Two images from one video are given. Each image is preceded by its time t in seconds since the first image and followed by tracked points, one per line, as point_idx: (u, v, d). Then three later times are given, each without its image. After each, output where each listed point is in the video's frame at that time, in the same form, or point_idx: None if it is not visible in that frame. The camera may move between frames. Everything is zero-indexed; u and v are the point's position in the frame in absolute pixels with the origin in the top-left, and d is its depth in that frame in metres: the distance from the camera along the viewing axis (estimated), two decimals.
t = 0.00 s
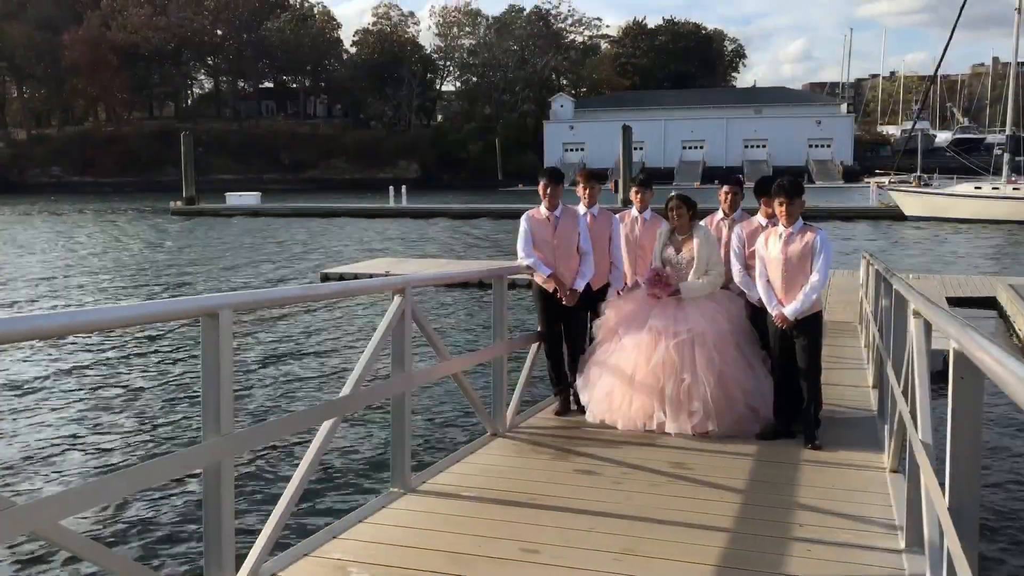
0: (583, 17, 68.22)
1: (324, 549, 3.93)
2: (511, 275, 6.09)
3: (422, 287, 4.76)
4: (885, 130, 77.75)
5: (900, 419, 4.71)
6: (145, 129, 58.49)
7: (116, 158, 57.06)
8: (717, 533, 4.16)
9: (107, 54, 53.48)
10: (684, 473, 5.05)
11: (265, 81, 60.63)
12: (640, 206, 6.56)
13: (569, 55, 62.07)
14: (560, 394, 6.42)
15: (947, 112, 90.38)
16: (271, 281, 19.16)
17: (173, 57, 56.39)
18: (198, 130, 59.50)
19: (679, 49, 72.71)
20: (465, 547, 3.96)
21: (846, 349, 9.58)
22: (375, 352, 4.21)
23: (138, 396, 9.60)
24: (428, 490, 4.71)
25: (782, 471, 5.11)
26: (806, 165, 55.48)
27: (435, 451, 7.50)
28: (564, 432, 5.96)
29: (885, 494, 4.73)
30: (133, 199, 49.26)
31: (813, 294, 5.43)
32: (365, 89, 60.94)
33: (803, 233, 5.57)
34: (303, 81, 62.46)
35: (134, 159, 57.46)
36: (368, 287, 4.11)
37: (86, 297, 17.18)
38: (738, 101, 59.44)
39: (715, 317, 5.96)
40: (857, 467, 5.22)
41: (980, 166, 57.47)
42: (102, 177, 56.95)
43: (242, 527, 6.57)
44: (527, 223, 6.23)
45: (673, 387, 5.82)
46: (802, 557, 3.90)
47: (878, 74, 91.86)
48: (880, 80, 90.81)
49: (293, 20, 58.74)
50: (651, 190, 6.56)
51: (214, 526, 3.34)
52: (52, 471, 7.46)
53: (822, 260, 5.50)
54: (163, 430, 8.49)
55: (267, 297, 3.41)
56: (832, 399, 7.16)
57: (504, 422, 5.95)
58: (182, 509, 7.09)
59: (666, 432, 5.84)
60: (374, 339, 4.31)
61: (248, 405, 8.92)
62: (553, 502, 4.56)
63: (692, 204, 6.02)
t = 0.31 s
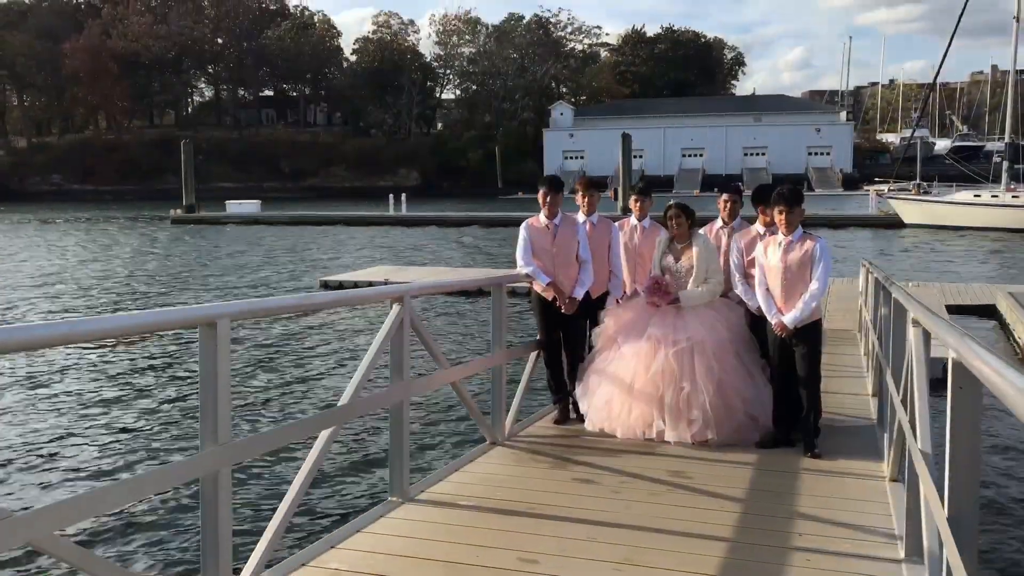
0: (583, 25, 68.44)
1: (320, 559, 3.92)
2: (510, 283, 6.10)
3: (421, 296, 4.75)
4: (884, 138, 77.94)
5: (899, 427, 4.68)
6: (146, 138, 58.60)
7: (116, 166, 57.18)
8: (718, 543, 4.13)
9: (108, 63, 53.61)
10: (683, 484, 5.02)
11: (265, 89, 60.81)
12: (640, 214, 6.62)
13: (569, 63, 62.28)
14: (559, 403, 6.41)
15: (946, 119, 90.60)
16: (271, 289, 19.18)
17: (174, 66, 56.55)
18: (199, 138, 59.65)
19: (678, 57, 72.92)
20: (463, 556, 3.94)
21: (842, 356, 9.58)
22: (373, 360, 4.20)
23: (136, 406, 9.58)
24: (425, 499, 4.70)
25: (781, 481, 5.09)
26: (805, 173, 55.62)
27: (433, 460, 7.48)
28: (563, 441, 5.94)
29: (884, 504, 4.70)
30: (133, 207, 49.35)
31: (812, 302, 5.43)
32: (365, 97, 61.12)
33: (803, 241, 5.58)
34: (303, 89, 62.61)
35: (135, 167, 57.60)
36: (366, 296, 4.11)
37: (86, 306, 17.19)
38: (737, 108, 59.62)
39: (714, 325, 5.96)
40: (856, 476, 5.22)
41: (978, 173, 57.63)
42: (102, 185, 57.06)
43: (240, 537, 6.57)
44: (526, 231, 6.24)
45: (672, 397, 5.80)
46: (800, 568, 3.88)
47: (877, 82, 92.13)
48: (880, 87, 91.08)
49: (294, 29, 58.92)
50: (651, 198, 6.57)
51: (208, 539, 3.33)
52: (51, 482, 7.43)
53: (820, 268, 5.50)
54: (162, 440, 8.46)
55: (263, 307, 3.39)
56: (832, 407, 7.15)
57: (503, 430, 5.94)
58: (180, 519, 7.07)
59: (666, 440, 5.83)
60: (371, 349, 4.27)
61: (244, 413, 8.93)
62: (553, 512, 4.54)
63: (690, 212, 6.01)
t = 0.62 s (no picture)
0: (581, 34, 68.60)
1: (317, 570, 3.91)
2: (509, 292, 6.09)
3: (419, 305, 4.74)
4: (883, 146, 78.11)
5: (899, 437, 4.67)
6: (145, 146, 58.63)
7: (116, 175, 57.20)
8: (716, 554, 4.11)
9: (108, 71, 53.68)
10: (682, 494, 5.01)
11: (265, 97, 60.91)
12: (638, 224, 6.63)
13: (568, 72, 62.39)
14: (558, 413, 6.39)
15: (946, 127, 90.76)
16: (270, 298, 19.17)
17: (173, 75, 56.63)
18: (198, 146, 59.70)
19: (677, 66, 73.07)
20: (460, 568, 3.93)
21: (841, 367, 9.56)
22: (370, 370, 4.19)
23: (133, 416, 9.57)
24: (422, 509, 4.69)
25: (782, 492, 5.07)
26: (804, 181, 55.68)
27: (428, 470, 7.46)
28: (562, 450, 5.93)
29: (884, 514, 4.68)
30: (133, 216, 49.38)
31: (811, 312, 5.42)
32: (365, 106, 61.21)
33: (802, 250, 5.57)
34: (303, 97, 62.69)
35: (134, 176, 57.63)
36: (364, 304, 4.09)
37: (84, 315, 17.17)
38: (736, 117, 59.71)
39: (713, 334, 5.95)
40: (857, 486, 5.20)
41: (977, 181, 57.69)
42: (102, 194, 57.09)
43: (237, 550, 6.55)
44: (525, 239, 6.22)
45: (670, 406, 5.79)
46: None
47: (876, 90, 92.32)
48: (879, 96, 91.29)
49: (294, 38, 58.98)
50: (649, 207, 6.58)
51: (204, 548, 3.32)
52: (43, 495, 7.40)
53: (820, 278, 5.50)
54: (156, 451, 8.43)
55: (260, 318, 3.38)
56: (832, 416, 7.13)
57: (502, 440, 5.92)
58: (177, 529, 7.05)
59: (665, 450, 5.82)
60: (369, 359, 4.25)
61: (243, 424, 8.93)
62: (552, 522, 4.53)
63: (689, 221, 6.02)
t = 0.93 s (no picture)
0: (581, 44, 68.79)
1: None
2: (507, 303, 6.07)
3: (416, 315, 4.71)
4: (881, 155, 78.28)
5: (899, 449, 4.65)
6: (145, 156, 58.68)
7: (116, 185, 57.27)
8: (716, 567, 4.09)
9: (108, 82, 53.79)
10: (682, 506, 4.98)
11: (265, 107, 60.96)
12: (637, 233, 6.63)
13: (568, 81, 62.50)
14: (557, 424, 6.37)
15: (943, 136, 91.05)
16: (268, 308, 19.16)
17: (174, 85, 56.66)
18: (198, 156, 59.71)
19: (676, 75, 73.31)
20: None
21: (840, 377, 9.53)
22: (370, 382, 4.17)
23: (127, 429, 9.56)
24: (421, 521, 4.68)
25: (783, 504, 5.05)
26: (803, 191, 55.76)
27: (426, 482, 7.44)
28: (561, 462, 5.91)
29: (885, 526, 4.66)
30: (133, 225, 49.42)
31: (810, 322, 5.42)
32: (365, 115, 61.20)
33: (800, 260, 5.56)
34: (303, 107, 62.76)
35: (134, 186, 57.71)
36: (362, 317, 4.08)
37: (83, 326, 17.14)
38: (735, 126, 59.82)
39: (711, 345, 5.94)
40: (856, 497, 5.19)
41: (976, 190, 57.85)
42: (102, 204, 57.13)
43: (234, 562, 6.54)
44: (524, 250, 6.21)
45: (669, 417, 5.78)
46: None
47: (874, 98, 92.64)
48: (877, 104, 91.56)
49: (294, 48, 59.01)
50: (648, 217, 6.57)
51: (203, 561, 3.30)
52: (32, 510, 7.34)
53: (819, 288, 5.49)
54: (148, 466, 8.39)
55: (257, 329, 3.37)
56: (831, 427, 7.11)
57: (501, 451, 5.92)
58: (171, 544, 7.01)
59: (664, 462, 5.80)
60: (367, 372, 4.24)
61: (239, 437, 8.93)
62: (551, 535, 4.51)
63: (687, 231, 6.02)
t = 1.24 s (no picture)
0: (580, 55, 68.99)
1: None
2: (507, 315, 6.06)
3: (415, 328, 4.70)
4: (881, 165, 78.43)
5: (899, 461, 4.64)
6: (145, 167, 58.78)
7: (117, 197, 57.38)
8: None
9: (109, 95, 53.98)
10: (682, 519, 4.96)
11: (265, 119, 61.07)
12: (636, 245, 6.66)
13: (568, 93, 62.63)
14: (557, 437, 6.35)
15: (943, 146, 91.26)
16: (267, 319, 19.15)
17: (175, 97, 56.72)
18: (198, 168, 59.81)
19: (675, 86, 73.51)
20: None
21: (839, 388, 9.50)
22: (367, 396, 4.16)
23: (127, 444, 9.55)
24: (419, 536, 4.65)
25: (784, 517, 5.03)
26: (803, 202, 55.81)
27: (424, 496, 7.42)
28: (560, 475, 5.89)
29: (886, 541, 4.64)
30: (133, 236, 49.47)
31: (809, 334, 5.41)
32: (365, 127, 61.35)
33: (800, 272, 5.55)
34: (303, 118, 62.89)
35: (135, 198, 57.85)
36: (361, 329, 4.07)
37: (83, 337, 17.16)
38: (735, 136, 59.94)
39: (711, 357, 5.92)
40: (858, 510, 5.16)
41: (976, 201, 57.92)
42: (103, 216, 57.24)
43: None
44: (524, 262, 6.20)
45: (669, 431, 5.76)
46: None
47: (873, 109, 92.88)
48: (876, 115, 91.77)
49: (295, 59, 59.10)
50: (647, 228, 6.56)
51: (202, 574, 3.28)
52: (29, 527, 7.32)
53: (818, 300, 5.48)
54: (146, 482, 8.34)
55: (255, 344, 3.36)
56: (832, 439, 7.09)
57: (501, 463, 5.90)
58: (168, 561, 6.96)
59: (664, 474, 5.78)
60: (366, 384, 4.21)
61: (240, 451, 8.92)
62: (551, 548, 4.49)
63: (685, 244, 6.04)
